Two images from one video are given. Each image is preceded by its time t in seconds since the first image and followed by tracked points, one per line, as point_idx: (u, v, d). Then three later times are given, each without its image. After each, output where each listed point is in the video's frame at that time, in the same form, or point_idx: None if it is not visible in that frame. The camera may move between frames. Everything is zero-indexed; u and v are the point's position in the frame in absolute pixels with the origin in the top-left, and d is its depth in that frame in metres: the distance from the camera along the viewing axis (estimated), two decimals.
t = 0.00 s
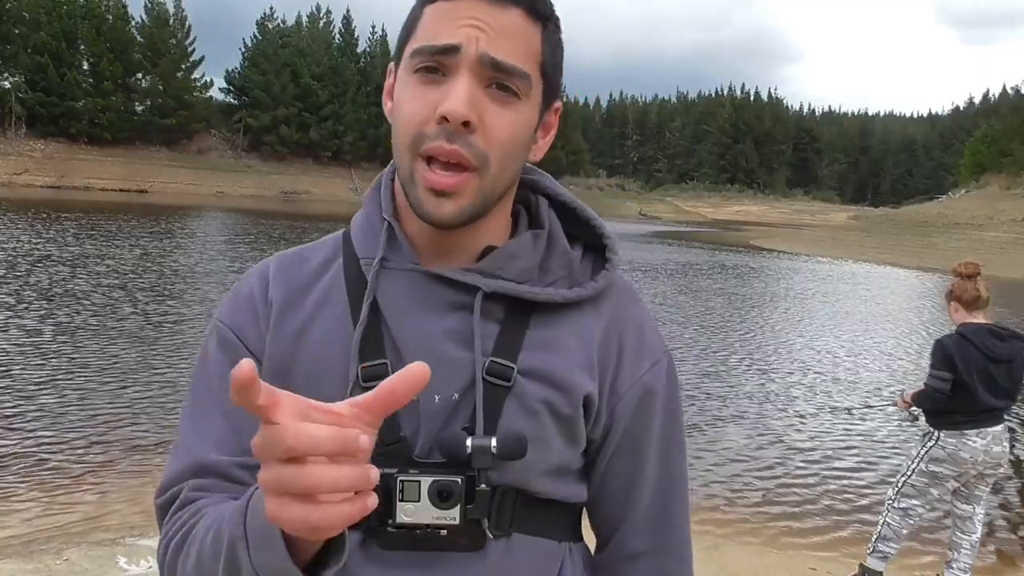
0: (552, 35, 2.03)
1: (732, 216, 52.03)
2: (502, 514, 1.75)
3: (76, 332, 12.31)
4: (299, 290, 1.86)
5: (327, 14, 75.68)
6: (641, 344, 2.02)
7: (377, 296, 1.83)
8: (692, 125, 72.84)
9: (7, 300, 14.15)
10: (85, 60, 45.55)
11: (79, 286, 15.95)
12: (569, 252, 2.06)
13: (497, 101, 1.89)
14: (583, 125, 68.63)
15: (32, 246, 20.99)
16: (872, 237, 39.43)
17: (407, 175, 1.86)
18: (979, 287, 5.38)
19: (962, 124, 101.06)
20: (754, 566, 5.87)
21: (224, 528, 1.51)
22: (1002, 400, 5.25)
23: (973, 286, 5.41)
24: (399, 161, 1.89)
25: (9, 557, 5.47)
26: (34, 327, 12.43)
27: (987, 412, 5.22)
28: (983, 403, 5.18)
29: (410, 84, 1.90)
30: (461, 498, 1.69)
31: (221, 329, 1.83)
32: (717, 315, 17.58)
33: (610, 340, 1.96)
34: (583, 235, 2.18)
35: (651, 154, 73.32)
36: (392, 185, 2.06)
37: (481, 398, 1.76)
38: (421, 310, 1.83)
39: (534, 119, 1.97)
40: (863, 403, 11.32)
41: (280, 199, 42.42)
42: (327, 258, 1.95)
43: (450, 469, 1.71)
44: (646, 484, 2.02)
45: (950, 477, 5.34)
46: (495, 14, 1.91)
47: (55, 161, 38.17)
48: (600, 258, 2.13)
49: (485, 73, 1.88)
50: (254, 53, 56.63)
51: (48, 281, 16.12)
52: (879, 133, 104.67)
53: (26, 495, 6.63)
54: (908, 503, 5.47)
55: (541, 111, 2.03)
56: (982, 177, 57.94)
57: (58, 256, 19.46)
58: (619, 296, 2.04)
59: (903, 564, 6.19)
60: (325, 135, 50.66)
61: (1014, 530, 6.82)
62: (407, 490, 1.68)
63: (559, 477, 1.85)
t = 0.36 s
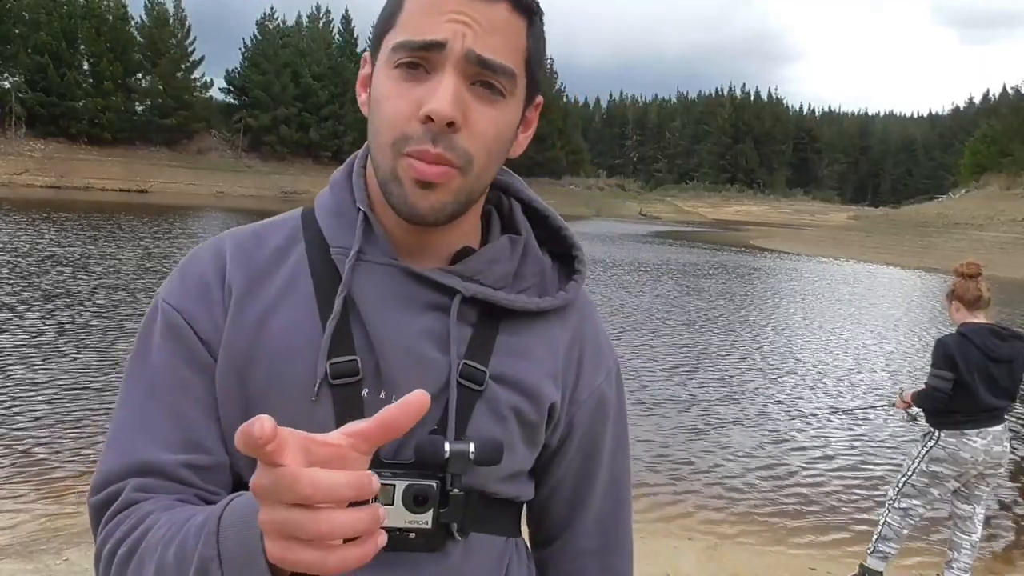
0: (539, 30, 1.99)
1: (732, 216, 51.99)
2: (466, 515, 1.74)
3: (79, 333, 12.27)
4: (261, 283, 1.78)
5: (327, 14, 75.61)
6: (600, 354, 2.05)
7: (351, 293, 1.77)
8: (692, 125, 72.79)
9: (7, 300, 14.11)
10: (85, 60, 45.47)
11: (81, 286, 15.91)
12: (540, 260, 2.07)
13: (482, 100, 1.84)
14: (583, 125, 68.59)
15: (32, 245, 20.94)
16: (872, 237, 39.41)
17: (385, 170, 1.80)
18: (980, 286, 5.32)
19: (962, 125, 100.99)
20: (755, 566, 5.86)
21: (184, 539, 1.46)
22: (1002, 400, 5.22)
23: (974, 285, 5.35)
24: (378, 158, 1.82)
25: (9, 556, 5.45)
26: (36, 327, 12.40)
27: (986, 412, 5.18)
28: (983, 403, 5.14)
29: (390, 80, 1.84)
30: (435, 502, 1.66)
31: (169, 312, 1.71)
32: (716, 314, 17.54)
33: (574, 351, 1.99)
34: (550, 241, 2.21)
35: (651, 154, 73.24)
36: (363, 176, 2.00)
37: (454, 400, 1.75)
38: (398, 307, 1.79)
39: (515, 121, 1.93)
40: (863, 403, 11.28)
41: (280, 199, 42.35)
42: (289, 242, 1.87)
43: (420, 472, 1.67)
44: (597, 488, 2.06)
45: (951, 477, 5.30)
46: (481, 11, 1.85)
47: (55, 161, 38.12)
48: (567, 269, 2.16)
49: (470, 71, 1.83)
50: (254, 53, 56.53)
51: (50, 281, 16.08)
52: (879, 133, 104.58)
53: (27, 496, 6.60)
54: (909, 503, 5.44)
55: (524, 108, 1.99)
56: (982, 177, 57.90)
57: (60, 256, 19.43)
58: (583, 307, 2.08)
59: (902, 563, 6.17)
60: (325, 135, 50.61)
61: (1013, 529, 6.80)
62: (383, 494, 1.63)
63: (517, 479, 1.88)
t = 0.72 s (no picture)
0: (505, 36, 1.97)
1: (733, 216, 51.99)
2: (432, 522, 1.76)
3: (81, 333, 12.25)
4: (223, 291, 1.77)
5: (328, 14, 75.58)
6: (566, 356, 2.05)
7: (314, 304, 1.77)
8: (692, 125, 72.78)
9: (8, 301, 14.09)
10: (85, 60, 45.42)
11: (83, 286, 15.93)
12: (506, 264, 2.06)
13: (449, 113, 1.84)
14: (583, 126, 68.57)
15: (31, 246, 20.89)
16: (871, 237, 39.42)
17: (351, 184, 1.80)
18: (981, 286, 5.31)
19: (962, 125, 100.99)
20: (754, 565, 5.86)
21: (147, 555, 1.48)
22: (1003, 400, 5.21)
23: (974, 285, 5.34)
24: (344, 169, 1.81)
25: (9, 556, 5.43)
26: (38, 326, 12.41)
27: (986, 412, 5.18)
28: (983, 403, 5.14)
29: (354, 93, 1.83)
30: (400, 512, 1.68)
31: (131, 321, 1.71)
32: (714, 314, 17.51)
33: (537, 357, 1.98)
34: (518, 244, 2.21)
35: (651, 154, 73.21)
36: (328, 179, 1.98)
37: (418, 409, 1.75)
38: (358, 316, 1.78)
39: (482, 130, 1.93)
40: (863, 402, 11.27)
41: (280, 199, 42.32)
42: (252, 246, 1.85)
43: (388, 483, 1.69)
44: (561, 488, 2.06)
45: (951, 477, 5.30)
46: (445, 21, 1.83)
47: (55, 161, 38.12)
48: (535, 270, 2.14)
49: (435, 84, 1.82)
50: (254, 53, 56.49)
51: (51, 281, 16.08)
52: (879, 133, 104.58)
53: (28, 496, 6.58)
54: (909, 504, 5.44)
55: (491, 116, 1.98)
56: (982, 177, 57.92)
57: (62, 256, 19.42)
58: (551, 308, 2.07)
59: (900, 563, 6.18)
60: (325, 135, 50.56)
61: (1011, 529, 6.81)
62: (345, 504, 1.64)
63: (482, 483, 1.88)
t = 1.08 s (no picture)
0: (482, 44, 1.96)
1: (733, 216, 51.98)
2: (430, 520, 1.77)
3: (84, 334, 12.22)
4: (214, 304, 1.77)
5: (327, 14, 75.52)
6: (551, 345, 2.04)
7: (300, 311, 1.78)
8: (692, 125, 72.71)
9: (10, 300, 14.06)
10: (85, 60, 45.39)
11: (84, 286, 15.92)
12: (488, 262, 2.04)
13: (436, 128, 1.84)
14: (583, 126, 68.52)
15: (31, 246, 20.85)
16: (871, 237, 39.41)
17: (346, 201, 1.80)
18: (981, 286, 5.31)
19: (962, 125, 100.95)
20: (755, 565, 5.87)
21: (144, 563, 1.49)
22: (1002, 399, 5.21)
23: (976, 286, 5.34)
24: (334, 185, 1.82)
25: (9, 557, 5.43)
26: (39, 327, 12.39)
27: (986, 412, 5.18)
28: (983, 403, 5.14)
29: (339, 114, 1.81)
30: (399, 510, 1.69)
31: (126, 337, 1.73)
32: (713, 314, 17.51)
33: (523, 354, 1.98)
34: (499, 239, 2.18)
35: (651, 154, 73.16)
36: (310, 190, 1.97)
37: (410, 410, 1.76)
38: (344, 320, 1.80)
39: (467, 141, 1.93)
40: (865, 402, 11.27)
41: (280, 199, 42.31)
42: (239, 259, 1.86)
43: (387, 482, 1.70)
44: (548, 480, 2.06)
45: (951, 476, 5.30)
46: (428, 39, 1.82)
47: (55, 161, 38.12)
48: (516, 267, 2.12)
49: (425, 102, 1.81)
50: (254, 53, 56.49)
51: (52, 282, 16.08)
52: (879, 133, 104.50)
53: (29, 497, 6.58)
54: (909, 504, 5.44)
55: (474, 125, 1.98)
56: (982, 177, 57.89)
57: (62, 256, 19.40)
58: (533, 302, 2.06)
59: (900, 561, 6.19)
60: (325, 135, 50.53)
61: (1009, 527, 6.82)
62: (346, 506, 1.65)
63: (477, 480, 1.88)
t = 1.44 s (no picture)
0: (412, 17, 1.91)
1: (733, 216, 51.99)
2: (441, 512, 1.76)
3: (85, 333, 12.24)
4: (218, 309, 1.77)
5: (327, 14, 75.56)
6: (550, 336, 2.04)
7: (305, 310, 1.77)
8: (692, 125, 72.69)
9: (12, 301, 14.11)
10: (85, 60, 45.40)
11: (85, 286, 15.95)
12: (484, 255, 2.04)
13: (369, 106, 1.82)
14: (583, 126, 68.52)
15: (32, 246, 20.89)
16: (871, 237, 39.35)
17: (308, 195, 1.80)
18: (982, 287, 5.31)
19: (962, 125, 100.94)
20: (756, 565, 5.86)
21: (167, 560, 1.48)
22: (1003, 400, 5.21)
23: (975, 286, 5.34)
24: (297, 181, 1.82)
25: (9, 557, 5.44)
26: (40, 327, 12.42)
27: (987, 412, 5.17)
28: (983, 403, 5.14)
29: (284, 114, 1.83)
30: (411, 500, 1.68)
31: (134, 350, 1.72)
32: (715, 315, 17.52)
33: (525, 347, 1.97)
34: (493, 234, 2.18)
35: (651, 154, 73.03)
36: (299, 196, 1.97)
37: (418, 401, 1.76)
38: (352, 318, 1.78)
39: (416, 119, 1.90)
40: (867, 402, 11.29)
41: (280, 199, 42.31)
42: (240, 263, 1.86)
43: (397, 473, 1.68)
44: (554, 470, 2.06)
45: (952, 478, 5.30)
46: (342, 21, 1.80)
47: (55, 161, 38.14)
48: (512, 260, 2.13)
49: (351, 83, 1.80)
50: (254, 53, 56.51)
51: (54, 282, 16.10)
52: (879, 132, 104.43)
53: (30, 497, 6.57)
54: (909, 504, 5.45)
55: (422, 103, 1.94)
56: (982, 177, 57.87)
57: (64, 256, 19.43)
58: (530, 293, 2.05)
59: (899, 562, 6.19)
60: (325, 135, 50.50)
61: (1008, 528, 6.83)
62: (359, 496, 1.63)
63: (485, 469, 1.89)
